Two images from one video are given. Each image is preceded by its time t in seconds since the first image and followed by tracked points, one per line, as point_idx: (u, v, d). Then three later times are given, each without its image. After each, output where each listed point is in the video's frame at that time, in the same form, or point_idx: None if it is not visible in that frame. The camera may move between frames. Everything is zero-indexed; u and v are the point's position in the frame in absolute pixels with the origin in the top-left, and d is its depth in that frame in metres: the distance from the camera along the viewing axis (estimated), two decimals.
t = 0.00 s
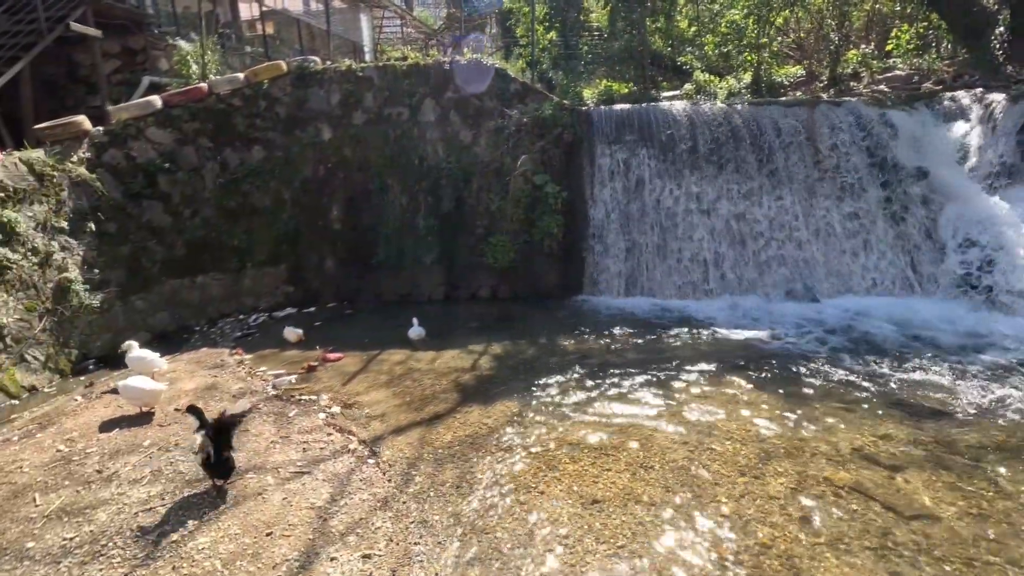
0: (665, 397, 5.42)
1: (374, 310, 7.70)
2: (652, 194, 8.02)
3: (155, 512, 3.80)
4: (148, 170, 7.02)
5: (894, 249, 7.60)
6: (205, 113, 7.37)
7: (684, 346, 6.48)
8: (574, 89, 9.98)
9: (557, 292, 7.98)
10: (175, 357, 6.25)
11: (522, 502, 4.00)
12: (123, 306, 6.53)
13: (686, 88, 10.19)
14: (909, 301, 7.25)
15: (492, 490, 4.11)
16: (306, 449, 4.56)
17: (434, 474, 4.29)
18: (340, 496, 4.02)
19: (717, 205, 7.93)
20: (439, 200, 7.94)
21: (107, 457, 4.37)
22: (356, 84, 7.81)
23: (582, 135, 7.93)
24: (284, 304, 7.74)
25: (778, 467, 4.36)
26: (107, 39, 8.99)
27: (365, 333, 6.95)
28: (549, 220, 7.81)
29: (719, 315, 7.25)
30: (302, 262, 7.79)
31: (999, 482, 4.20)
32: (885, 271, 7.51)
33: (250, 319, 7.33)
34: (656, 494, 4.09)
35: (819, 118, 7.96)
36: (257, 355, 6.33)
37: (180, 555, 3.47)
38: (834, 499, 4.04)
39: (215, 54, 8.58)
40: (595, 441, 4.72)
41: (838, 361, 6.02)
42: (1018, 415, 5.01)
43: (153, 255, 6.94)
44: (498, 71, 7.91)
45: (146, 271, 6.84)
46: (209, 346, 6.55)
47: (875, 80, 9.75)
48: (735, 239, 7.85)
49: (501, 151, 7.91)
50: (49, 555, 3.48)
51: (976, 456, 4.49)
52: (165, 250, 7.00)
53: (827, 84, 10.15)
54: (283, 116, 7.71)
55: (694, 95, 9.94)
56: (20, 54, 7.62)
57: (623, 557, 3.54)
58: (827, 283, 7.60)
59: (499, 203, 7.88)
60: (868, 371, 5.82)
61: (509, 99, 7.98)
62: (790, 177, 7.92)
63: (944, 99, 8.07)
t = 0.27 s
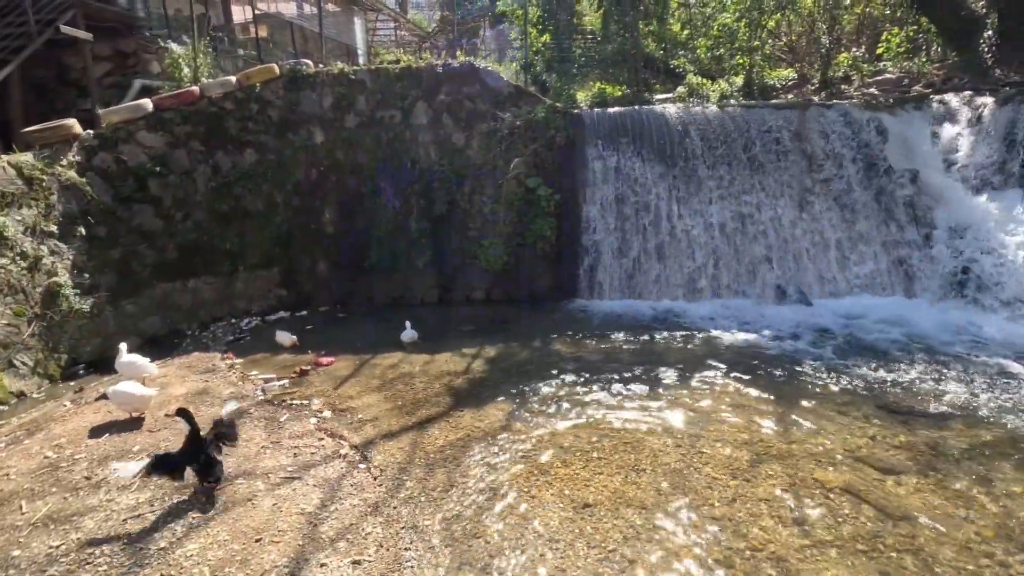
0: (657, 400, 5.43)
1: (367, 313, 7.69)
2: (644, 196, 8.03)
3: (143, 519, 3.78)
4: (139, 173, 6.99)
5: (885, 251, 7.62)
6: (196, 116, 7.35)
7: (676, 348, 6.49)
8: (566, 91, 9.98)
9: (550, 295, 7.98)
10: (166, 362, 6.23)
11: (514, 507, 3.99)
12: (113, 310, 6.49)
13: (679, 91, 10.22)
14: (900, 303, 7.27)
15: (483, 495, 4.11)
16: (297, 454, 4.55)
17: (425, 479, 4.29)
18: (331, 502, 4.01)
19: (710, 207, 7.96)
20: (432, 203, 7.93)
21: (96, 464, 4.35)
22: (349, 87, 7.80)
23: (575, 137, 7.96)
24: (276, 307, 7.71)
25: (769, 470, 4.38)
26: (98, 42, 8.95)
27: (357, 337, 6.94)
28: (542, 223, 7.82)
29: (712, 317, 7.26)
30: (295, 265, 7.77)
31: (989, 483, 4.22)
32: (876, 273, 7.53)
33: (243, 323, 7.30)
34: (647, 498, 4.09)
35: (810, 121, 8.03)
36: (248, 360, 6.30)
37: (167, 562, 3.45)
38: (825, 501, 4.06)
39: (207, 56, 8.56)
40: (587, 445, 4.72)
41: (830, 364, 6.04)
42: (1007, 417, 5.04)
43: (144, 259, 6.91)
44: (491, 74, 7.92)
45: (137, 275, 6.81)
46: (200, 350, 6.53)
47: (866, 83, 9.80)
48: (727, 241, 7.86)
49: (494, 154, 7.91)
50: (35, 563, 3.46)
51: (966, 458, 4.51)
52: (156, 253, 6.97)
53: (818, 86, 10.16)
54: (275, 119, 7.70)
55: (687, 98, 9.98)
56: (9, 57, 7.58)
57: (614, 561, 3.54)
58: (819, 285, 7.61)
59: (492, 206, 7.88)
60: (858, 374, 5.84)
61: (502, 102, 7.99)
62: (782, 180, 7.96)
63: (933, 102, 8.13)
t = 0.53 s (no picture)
0: (641, 405, 5.43)
1: (351, 318, 7.64)
2: (629, 201, 8.07)
3: (119, 531, 3.73)
4: (119, 179, 6.91)
5: (867, 254, 7.71)
6: (178, 121, 7.28)
7: (661, 353, 6.50)
8: (553, 96, 9.94)
9: (536, 300, 7.96)
10: (146, 370, 6.15)
11: (497, 513, 3.99)
12: (91, 318, 6.41)
13: (664, 97, 10.29)
14: (882, 306, 7.35)
15: (467, 502, 4.10)
16: (278, 463, 4.50)
17: (408, 487, 4.26)
18: (312, 512, 3.97)
19: (694, 212, 8.00)
20: (417, 208, 7.90)
21: (72, 475, 4.28)
22: (333, 92, 7.78)
23: (560, 142, 7.99)
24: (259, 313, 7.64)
25: (751, 473, 4.40)
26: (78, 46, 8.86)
27: (342, 343, 6.89)
28: (527, 228, 7.83)
29: (696, 321, 7.30)
30: (279, 270, 7.71)
31: (969, 485, 4.27)
32: (857, 277, 7.61)
33: (226, 329, 7.23)
34: (631, 503, 4.10)
35: (791, 127, 8.11)
36: (230, 367, 6.24)
37: None
38: (806, 504, 4.09)
39: (189, 61, 8.51)
40: (571, 451, 4.71)
41: (812, 367, 6.08)
42: (986, 419, 5.11)
43: (124, 265, 6.83)
44: (476, 79, 7.93)
45: (116, 282, 6.73)
46: (181, 358, 6.45)
47: (845, 90, 9.95)
48: (712, 246, 7.91)
49: (479, 159, 7.91)
50: None
51: (947, 459, 4.57)
52: (136, 260, 6.90)
53: (799, 92, 10.25)
54: (259, 124, 7.65)
55: (671, 104, 10.04)
56: None
57: (597, 567, 3.54)
58: (802, 289, 7.68)
59: (477, 211, 7.87)
60: (840, 377, 5.87)
61: (487, 107, 7.99)
62: (765, 185, 8.02)
63: (912, 108, 8.29)
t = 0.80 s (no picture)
0: (617, 412, 5.43)
1: (325, 329, 7.55)
2: (602, 208, 8.11)
3: (79, 555, 3.61)
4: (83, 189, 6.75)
5: (835, 259, 7.84)
6: (144, 130, 7.14)
7: (636, 359, 6.53)
8: (526, 104, 9.72)
9: (511, 308, 7.93)
10: (111, 385, 6.01)
11: (473, 525, 3.95)
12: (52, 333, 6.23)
13: (637, 105, 10.39)
14: (850, 310, 7.49)
15: (441, 513, 4.06)
16: (248, 479, 4.42)
17: (382, 500, 4.21)
18: (283, 528, 3.89)
19: (666, 219, 8.06)
20: (392, 217, 7.84)
21: (31, 497, 4.15)
22: (304, 101, 7.70)
23: (533, 151, 8.00)
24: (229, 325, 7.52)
25: (725, 478, 4.42)
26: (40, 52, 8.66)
27: (315, 354, 6.80)
28: (501, 236, 7.83)
29: (669, 326, 7.36)
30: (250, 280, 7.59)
31: (937, 484, 4.34)
32: (825, 282, 7.75)
33: (195, 343, 7.11)
34: (607, 510, 4.09)
35: (758, 135, 8.17)
36: (200, 381, 6.12)
37: None
38: (778, 507, 4.11)
39: (156, 68, 8.36)
40: (547, 460, 4.69)
41: (783, 371, 6.15)
42: (950, 420, 5.20)
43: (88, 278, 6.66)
44: (449, 87, 7.92)
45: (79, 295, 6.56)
46: (148, 372, 6.31)
47: (810, 98, 10.07)
48: (684, 253, 7.99)
49: (454, 168, 7.89)
50: None
51: (914, 459, 4.64)
52: (101, 271, 6.74)
53: (767, 101, 10.39)
54: (229, 132, 7.54)
55: (645, 112, 10.16)
56: None
57: None
58: (773, 294, 7.78)
59: (452, 220, 7.84)
60: (810, 380, 5.95)
61: (461, 116, 7.97)
62: (734, 192, 8.10)
63: (873, 116, 8.38)
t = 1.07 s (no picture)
0: (594, 417, 5.43)
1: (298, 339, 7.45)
2: (576, 214, 8.13)
3: None
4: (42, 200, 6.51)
5: (803, 262, 7.96)
6: (107, 138, 6.95)
7: (611, 363, 6.55)
8: (499, 112, 9.58)
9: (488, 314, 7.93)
10: (75, 402, 5.83)
11: (449, 536, 3.89)
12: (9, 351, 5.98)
13: (610, 111, 10.47)
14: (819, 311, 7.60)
15: (415, 524, 4.01)
16: (218, 496, 4.33)
17: (356, 514, 4.14)
18: (254, 546, 3.80)
19: (639, 223, 8.09)
20: (365, 225, 7.76)
21: None
22: (274, 108, 7.60)
23: (506, 157, 8.00)
24: (197, 338, 7.36)
25: (700, 481, 4.43)
26: None
27: (289, 366, 6.68)
28: (476, 244, 7.82)
29: (643, 330, 7.39)
30: (220, 291, 7.45)
31: (906, 480, 4.40)
32: (795, 284, 7.85)
33: (162, 356, 6.95)
34: (583, 517, 4.07)
35: (726, 140, 8.29)
36: (168, 396, 5.98)
37: None
38: (752, 509, 4.13)
39: (120, 75, 8.17)
40: (524, 467, 4.66)
41: (756, 373, 6.21)
42: (917, 417, 5.29)
43: (47, 293, 6.39)
44: (420, 95, 7.90)
45: (38, 310, 6.28)
46: (113, 388, 6.13)
47: (778, 104, 10.17)
48: (658, 257, 8.05)
49: (427, 175, 7.84)
50: None
51: (885, 456, 4.70)
52: (63, 285, 6.53)
53: (736, 107, 10.49)
54: (196, 140, 7.39)
55: (619, 118, 10.26)
56: None
57: None
58: (744, 296, 7.87)
59: (427, 227, 7.79)
60: (781, 381, 6.02)
61: (434, 122, 7.93)
62: (705, 196, 8.18)
63: (837, 123, 8.59)
